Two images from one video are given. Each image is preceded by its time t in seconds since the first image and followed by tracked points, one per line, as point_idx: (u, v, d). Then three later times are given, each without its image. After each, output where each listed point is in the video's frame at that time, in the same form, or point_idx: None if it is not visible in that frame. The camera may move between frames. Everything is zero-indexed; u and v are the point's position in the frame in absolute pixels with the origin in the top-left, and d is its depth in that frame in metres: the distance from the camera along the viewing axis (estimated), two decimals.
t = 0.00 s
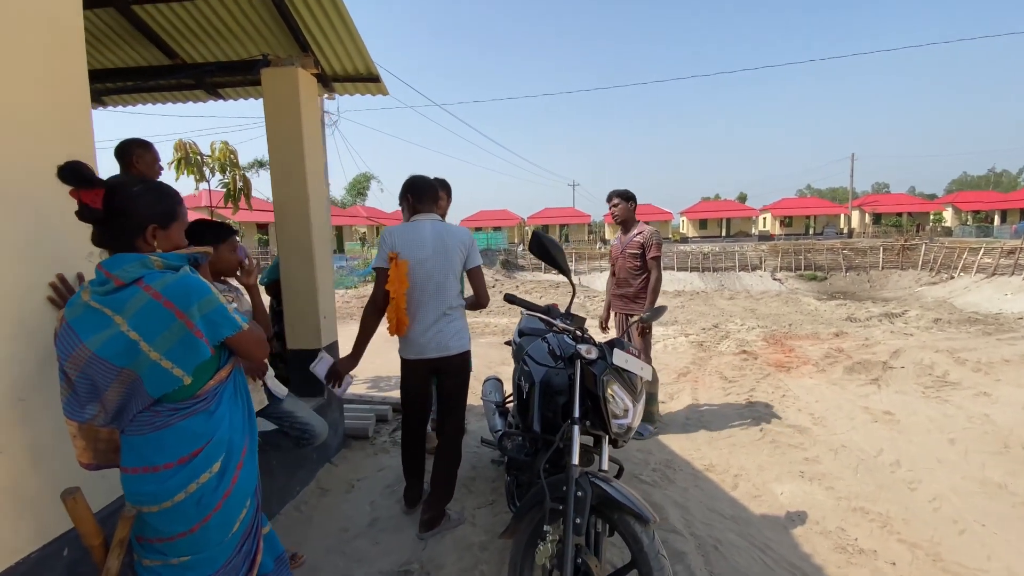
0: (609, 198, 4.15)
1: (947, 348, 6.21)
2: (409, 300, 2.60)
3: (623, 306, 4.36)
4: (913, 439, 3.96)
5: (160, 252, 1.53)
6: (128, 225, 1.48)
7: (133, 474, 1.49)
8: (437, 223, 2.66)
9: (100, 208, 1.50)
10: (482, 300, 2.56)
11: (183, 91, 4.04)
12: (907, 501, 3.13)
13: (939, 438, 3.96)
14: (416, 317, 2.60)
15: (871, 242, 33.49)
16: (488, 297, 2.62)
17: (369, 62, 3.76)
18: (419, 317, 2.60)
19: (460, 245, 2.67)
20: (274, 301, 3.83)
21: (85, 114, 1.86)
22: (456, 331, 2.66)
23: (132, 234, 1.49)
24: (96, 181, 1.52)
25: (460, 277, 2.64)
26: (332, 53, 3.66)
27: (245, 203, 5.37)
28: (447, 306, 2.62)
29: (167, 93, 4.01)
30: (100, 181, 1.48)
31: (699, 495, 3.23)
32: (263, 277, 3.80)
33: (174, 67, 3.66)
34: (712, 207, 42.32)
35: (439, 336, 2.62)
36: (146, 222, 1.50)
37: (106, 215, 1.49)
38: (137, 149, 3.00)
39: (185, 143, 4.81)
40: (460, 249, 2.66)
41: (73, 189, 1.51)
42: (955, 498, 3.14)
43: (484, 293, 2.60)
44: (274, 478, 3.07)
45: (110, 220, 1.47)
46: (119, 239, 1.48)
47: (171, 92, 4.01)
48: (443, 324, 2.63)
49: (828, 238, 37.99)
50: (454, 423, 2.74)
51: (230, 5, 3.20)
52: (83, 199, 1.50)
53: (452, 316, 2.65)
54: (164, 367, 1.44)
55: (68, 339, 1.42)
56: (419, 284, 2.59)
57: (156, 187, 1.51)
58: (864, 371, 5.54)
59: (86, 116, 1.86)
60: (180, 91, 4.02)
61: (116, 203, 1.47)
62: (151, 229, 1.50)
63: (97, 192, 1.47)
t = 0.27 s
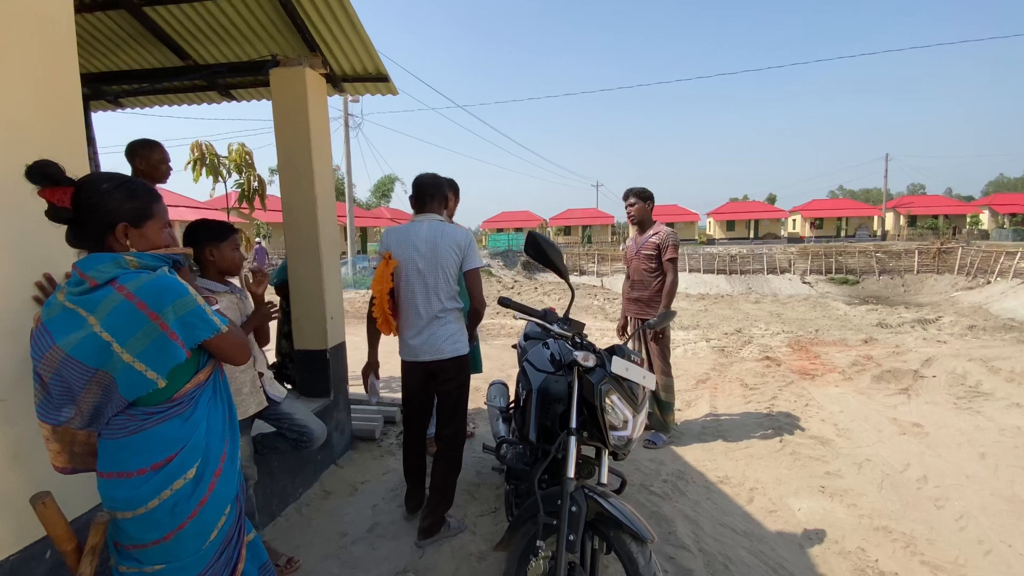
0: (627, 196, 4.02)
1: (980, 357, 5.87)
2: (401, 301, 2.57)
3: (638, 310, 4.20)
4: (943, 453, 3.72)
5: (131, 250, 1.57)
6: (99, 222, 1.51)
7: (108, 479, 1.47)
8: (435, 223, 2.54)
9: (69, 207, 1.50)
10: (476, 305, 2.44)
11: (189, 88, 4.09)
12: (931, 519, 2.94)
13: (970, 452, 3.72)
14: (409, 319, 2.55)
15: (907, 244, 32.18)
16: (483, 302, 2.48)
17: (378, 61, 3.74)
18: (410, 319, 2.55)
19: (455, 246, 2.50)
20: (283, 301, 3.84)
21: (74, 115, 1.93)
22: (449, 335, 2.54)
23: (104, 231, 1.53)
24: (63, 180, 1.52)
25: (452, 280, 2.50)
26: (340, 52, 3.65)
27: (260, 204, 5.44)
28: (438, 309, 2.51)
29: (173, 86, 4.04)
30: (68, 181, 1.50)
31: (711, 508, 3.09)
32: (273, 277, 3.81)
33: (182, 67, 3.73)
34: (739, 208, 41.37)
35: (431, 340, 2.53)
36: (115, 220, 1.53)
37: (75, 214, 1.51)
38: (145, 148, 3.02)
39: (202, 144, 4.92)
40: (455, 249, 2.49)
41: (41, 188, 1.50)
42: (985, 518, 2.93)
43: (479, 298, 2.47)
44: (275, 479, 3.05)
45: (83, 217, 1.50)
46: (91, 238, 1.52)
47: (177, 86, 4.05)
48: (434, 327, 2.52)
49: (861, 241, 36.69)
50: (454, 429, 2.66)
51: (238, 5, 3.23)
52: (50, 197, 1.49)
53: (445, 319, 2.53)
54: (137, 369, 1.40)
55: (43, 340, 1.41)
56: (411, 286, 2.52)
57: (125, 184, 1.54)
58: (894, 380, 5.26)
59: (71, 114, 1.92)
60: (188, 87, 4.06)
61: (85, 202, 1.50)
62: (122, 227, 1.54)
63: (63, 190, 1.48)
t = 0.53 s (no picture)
0: (640, 197, 3.92)
1: (1010, 366, 5.59)
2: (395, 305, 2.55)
3: (650, 317, 4.09)
4: (967, 469, 3.53)
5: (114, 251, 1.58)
6: (80, 224, 1.52)
7: (88, 484, 1.46)
8: (431, 225, 2.49)
9: (49, 209, 1.52)
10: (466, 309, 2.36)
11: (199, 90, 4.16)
12: (951, 538, 2.78)
13: (995, 468, 3.53)
14: (403, 322, 2.52)
15: (938, 248, 31.12)
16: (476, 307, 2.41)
17: (384, 62, 3.73)
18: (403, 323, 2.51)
19: (449, 250, 2.43)
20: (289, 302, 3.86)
21: (70, 121, 2.09)
22: (443, 340, 2.48)
23: (85, 233, 1.54)
24: (43, 183, 1.54)
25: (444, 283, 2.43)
26: (347, 53, 3.63)
27: (272, 205, 5.49)
28: (430, 312, 2.47)
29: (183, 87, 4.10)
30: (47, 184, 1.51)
31: (718, 522, 2.97)
32: (279, 278, 3.82)
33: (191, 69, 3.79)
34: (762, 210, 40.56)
35: (422, 344, 2.48)
36: (97, 221, 1.54)
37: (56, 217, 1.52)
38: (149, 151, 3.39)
39: (215, 146, 4.98)
40: (447, 252, 2.42)
41: (20, 193, 1.51)
42: (1010, 539, 2.76)
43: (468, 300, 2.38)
44: (275, 481, 3.04)
45: (62, 219, 1.51)
46: (73, 240, 1.53)
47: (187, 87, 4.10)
48: (426, 332, 2.48)
49: (889, 244, 35.61)
50: (451, 435, 2.60)
51: (245, 7, 3.25)
52: (29, 201, 1.50)
53: (439, 324, 2.48)
54: (115, 374, 1.39)
55: (23, 342, 1.40)
56: (403, 289, 2.48)
57: (105, 185, 1.55)
58: (918, 391, 5.04)
59: (68, 118, 2.08)
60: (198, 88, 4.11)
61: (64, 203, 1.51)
62: (104, 228, 1.55)
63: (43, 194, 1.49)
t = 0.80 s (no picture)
0: (651, 196, 3.84)
1: None
2: (395, 303, 2.53)
3: (659, 318, 4.01)
4: (987, 481, 3.41)
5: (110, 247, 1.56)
6: (76, 218, 1.50)
7: (80, 479, 1.46)
8: (432, 224, 2.45)
9: (46, 203, 1.50)
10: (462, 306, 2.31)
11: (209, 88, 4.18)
12: (970, 554, 2.68)
13: (1018, 481, 3.41)
14: (403, 321, 2.50)
15: (959, 251, 30.44)
16: (471, 308, 2.37)
17: (392, 60, 3.72)
18: (402, 322, 2.50)
19: (448, 248, 2.40)
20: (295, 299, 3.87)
21: (73, 116, 2.10)
22: (441, 339, 2.46)
23: (80, 228, 1.52)
24: (40, 175, 1.51)
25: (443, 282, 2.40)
26: (354, 50, 3.63)
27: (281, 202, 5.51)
28: (430, 311, 2.45)
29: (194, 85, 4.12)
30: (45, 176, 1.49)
31: (724, 530, 2.91)
32: (285, 275, 3.83)
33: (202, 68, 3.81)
34: (777, 212, 40.00)
35: (420, 344, 2.46)
36: (95, 216, 1.53)
37: (53, 210, 1.50)
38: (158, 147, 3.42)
39: (226, 144, 5.01)
40: (446, 251, 2.39)
41: (17, 185, 1.49)
42: None
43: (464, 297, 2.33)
44: (277, 479, 3.04)
45: (59, 214, 1.50)
46: (69, 235, 1.52)
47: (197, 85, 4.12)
48: (424, 331, 2.45)
49: (908, 247, 34.90)
50: (452, 436, 2.57)
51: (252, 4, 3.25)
52: (25, 194, 1.48)
53: (438, 323, 2.46)
54: (106, 369, 1.37)
55: (18, 335, 1.39)
56: (403, 287, 2.47)
57: (103, 179, 1.54)
58: (936, 398, 4.89)
59: (76, 116, 2.10)
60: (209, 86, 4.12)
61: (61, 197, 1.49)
62: (101, 223, 1.54)
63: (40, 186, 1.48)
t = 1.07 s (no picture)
0: (658, 194, 3.77)
1: None
2: (394, 301, 2.48)
3: (664, 319, 3.93)
4: (1003, 491, 3.32)
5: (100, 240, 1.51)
6: (66, 210, 1.46)
7: (63, 478, 1.42)
8: (433, 220, 2.39)
9: (35, 192, 1.45)
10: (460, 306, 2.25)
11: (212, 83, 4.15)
12: (985, 567, 2.60)
13: None
14: (401, 319, 2.45)
15: (971, 254, 30.02)
16: (469, 310, 2.31)
17: (395, 54, 3.67)
18: (400, 321, 2.45)
19: (448, 246, 2.34)
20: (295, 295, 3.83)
21: (66, 107, 2.06)
22: (441, 339, 2.40)
23: (70, 220, 1.47)
24: (29, 164, 1.46)
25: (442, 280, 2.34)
26: (356, 44, 3.59)
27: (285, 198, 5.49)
28: (428, 309, 2.40)
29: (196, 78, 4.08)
30: (36, 166, 1.45)
31: (729, 537, 2.84)
32: (285, 271, 3.80)
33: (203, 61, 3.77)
34: (786, 212, 39.65)
35: (419, 343, 2.41)
36: (84, 208, 1.48)
37: (42, 201, 1.45)
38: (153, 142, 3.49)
39: (229, 139, 4.99)
40: (446, 249, 2.33)
41: (3, 173, 1.43)
42: None
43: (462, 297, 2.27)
44: (274, 478, 3.00)
45: (48, 205, 1.45)
46: (58, 226, 1.46)
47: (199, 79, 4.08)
48: (423, 330, 2.40)
49: (919, 249, 34.48)
50: (450, 437, 2.52)
51: None
52: (15, 183, 1.42)
53: (437, 322, 2.40)
54: (89, 366, 1.33)
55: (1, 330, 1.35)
56: (402, 285, 2.42)
57: (94, 171, 1.51)
58: (949, 404, 4.78)
59: (67, 105, 2.06)
60: (210, 80, 4.08)
61: (51, 187, 1.45)
62: (91, 216, 1.49)
63: (31, 176, 1.43)
